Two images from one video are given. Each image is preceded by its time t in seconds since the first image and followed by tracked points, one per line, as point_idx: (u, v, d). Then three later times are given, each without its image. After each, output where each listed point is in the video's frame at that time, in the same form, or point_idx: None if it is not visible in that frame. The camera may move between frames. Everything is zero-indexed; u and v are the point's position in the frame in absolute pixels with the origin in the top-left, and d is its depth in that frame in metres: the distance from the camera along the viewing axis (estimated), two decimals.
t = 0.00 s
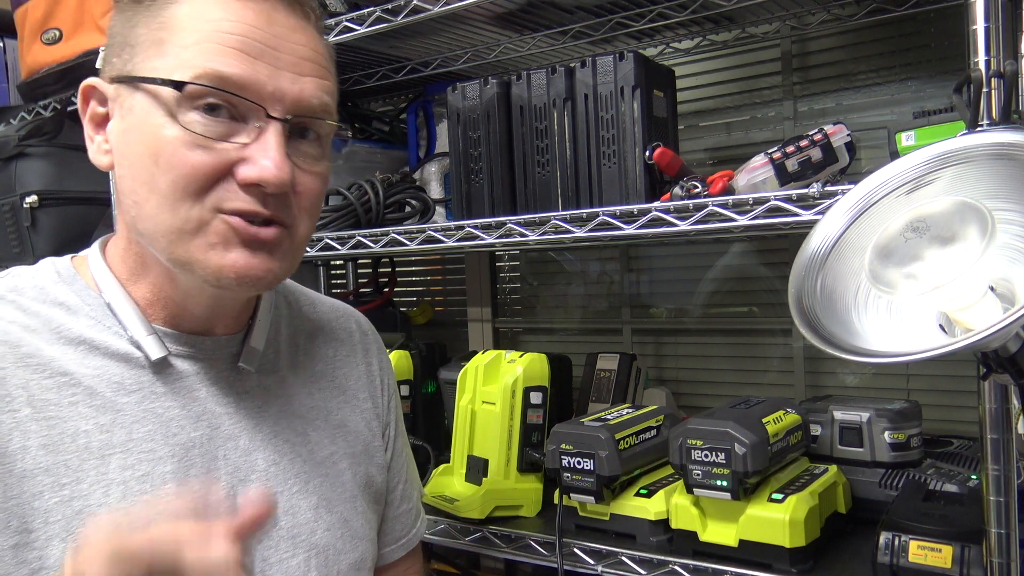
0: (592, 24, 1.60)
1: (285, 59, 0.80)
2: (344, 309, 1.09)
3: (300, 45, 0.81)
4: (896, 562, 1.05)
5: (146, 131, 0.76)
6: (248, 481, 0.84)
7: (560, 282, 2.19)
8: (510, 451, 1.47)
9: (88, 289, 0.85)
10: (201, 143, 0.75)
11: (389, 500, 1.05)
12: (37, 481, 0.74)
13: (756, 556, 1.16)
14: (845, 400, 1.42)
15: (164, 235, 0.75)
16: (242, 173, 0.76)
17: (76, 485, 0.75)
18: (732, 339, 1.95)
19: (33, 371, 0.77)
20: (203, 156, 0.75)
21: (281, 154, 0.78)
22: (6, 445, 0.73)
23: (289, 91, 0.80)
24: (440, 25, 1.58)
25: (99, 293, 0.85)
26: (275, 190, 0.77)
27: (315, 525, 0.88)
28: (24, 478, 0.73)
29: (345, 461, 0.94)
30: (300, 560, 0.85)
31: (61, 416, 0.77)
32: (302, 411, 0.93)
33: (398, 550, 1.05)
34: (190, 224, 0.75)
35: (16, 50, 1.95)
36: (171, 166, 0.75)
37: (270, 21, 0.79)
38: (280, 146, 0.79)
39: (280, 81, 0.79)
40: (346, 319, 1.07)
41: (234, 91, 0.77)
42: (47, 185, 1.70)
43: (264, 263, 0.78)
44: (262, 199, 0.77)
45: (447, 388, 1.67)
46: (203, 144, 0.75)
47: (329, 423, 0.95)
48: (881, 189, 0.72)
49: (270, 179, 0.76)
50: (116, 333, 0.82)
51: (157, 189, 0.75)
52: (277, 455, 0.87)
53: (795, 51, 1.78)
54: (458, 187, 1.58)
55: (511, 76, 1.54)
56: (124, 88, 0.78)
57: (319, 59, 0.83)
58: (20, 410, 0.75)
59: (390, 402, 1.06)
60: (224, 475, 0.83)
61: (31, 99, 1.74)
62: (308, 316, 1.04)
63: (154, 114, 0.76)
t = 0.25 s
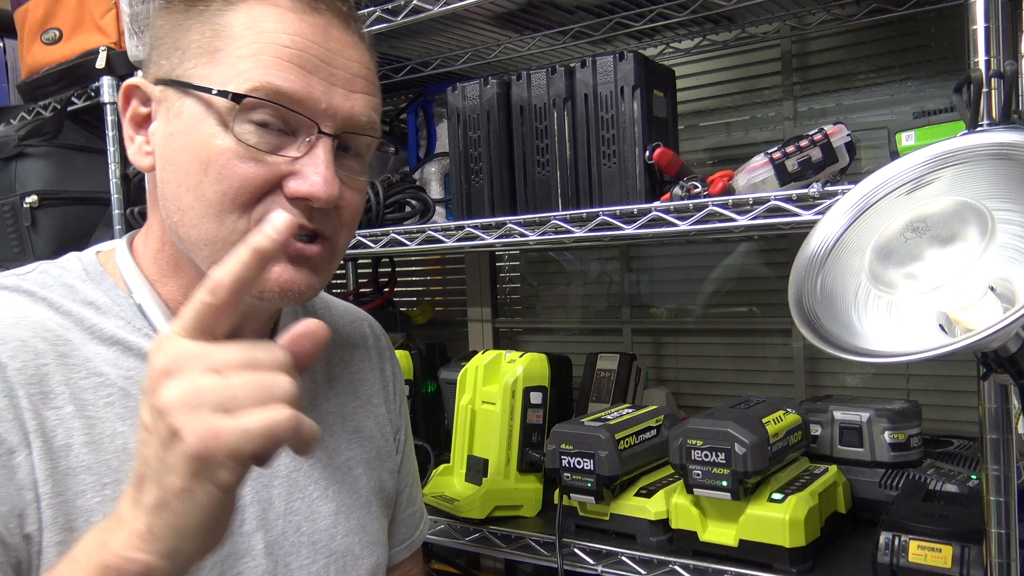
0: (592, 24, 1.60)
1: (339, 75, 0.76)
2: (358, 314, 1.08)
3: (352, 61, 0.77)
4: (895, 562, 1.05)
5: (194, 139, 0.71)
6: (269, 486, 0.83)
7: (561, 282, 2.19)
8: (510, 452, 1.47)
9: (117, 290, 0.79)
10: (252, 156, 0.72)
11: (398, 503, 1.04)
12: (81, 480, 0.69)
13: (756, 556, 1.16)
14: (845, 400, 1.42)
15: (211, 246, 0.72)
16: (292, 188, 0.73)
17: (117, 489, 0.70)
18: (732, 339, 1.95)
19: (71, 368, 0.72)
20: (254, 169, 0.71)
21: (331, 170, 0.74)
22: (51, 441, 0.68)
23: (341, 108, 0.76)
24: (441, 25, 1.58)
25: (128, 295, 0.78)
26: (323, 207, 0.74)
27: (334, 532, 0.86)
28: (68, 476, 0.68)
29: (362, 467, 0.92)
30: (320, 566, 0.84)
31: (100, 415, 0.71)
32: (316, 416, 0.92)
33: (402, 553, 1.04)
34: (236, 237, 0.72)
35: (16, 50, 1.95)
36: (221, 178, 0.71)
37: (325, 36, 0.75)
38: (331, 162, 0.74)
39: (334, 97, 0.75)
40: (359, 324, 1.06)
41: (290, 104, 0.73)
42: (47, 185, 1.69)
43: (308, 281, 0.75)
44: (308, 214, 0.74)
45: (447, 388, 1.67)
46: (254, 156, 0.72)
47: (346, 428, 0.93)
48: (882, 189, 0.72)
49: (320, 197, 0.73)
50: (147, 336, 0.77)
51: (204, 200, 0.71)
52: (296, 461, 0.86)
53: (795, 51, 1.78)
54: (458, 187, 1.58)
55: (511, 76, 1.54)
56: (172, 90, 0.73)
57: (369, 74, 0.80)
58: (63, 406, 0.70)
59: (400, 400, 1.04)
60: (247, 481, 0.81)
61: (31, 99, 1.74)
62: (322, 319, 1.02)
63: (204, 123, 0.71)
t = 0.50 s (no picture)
0: (592, 24, 1.60)
1: (370, 79, 0.79)
2: (373, 320, 1.08)
3: (385, 66, 0.80)
4: (895, 562, 1.05)
5: (224, 135, 0.76)
6: (290, 488, 0.83)
7: (561, 281, 2.19)
8: (510, 452, 1.47)
9: (144, 284, 0.83)
10: (278, 153, 0.76)
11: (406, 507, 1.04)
12: (107, 478, 0.71)
13: (755, 556, 1.17)
14: (845, 400, 1.42)
15: (226, 240, 0.76)
16: (313, 187, 0.77)
17: (142, 485, 0.73)
18: (732, 339, 1.95)
19: (99, 367, 0.75)
20: (278, 166, 0.76)
21: (354, 171, 0.78)
22: (79, 440, 0.71)
23: (369, 111, 0.79)
24: (442, 26, 1.58)
25: (155, 289, 0.83)
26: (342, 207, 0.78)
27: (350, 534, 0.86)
28: (95, 475, 0.71)
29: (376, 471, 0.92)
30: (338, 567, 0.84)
31: (125, 414, 0.75)
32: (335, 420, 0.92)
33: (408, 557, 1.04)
34: (253, 231, 0.76)
35: (16, 50, 1.94)
36: (245, 173, 0.75)
37: (360, 40, 0.79)
38: (355, 163, 0.78)
39: (362, 100, 0.79)
40: (375, 329, 1.06)
41: (319, 103, 0.77)
42: (47, 185, 1.69)
43: (320, 278, 0.79)
44: (326, 213, 0.78)
45: (447, 388, 1.67)
46: (280, 153, 0.76)
47: (361, 432, 0.94)
48: (882, 189, 0.73)
49: (340, 196, 0.77)
50: (171, 332, 0.81)
51: (227, 193, 0.76)
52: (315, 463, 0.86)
53: (795, 51, 1.78)
54: (458, 187, 1.58)
55: (511, 76, 1.54)
56: (210, 88, 0.78)
57: (400, 82, 0.83)
58: (91, 404, 0.73)
59: (411, 409, 1.06)
60: (269, 481, 0.82)
61: (31, 99, 1.74)
62: (340, 324, 1.03)
63: (235, 119, 0.76)
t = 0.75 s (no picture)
0: (592, 24, 1.60)
1: (365, 70, 0.80)
2: (382, 319, 1.08)
3: (379, 57, 0.81)
4: (896, 562, 1.05)
5: (220, 129, 0.76)
6: (292, 489, 0.83)
7: (561, 281, 2.19)
8: (510, 452, 1.47)
9: (143, 285, 0.83)
10: (274, 145, 0.76)
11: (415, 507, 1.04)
12: (92, 486, 0.71)
13: (755, 556, 1.17)
14: (846, 400, 1.42)
15: (225, 234, 0.76)
16: (311, 178, 0.76)
17: (130, 492, 0.72)
18: (732, 339, 1.95)
19: (89, 371, 0.74)
20: (275, 158, 0.75)
21: (351, 162, 0.78)
22: (61, 448, 0.70)
23: (366, 102, 0.80)
24: (441, 26, 1.58)
25: (153, 290, 0.83)
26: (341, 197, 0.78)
27: (353, 535, 0.87)
28: (80, 483, 0.70)
29: (382, 472, 0.93)
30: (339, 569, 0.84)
31: (116, 419, 0.74)
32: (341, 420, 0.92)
33: (419, 557, 1.05)
34: (251, 224, 0.76)
35: (16, 50, 1.94)
36: (241, 166, 0.75)
37: (354, 31, 0.79)
38: (352, 154, 0.78)
39: (358, 92, 0.79)
40: (383, 329, 1.06)
41: (314, 94, 0.77)
42: (46, 185, 1.69)
43: (321, 269, 0.78)
44: (325, 205, 0.78)
45: (447, 389, 1.67)
46: (276, 146, 0.76)
47: (367, 433, 0.94)
48: (882, 189, 0.73)
49: (339, 187, 0.76)
50: (169, 332, 0.81)
51: (224, 188, 0.76)
52: (320, 463, 0.86)
53: (795, 51, 1.78)
54: (458, 187, 1.58)
55: (511, 76, 1.54)
56: (205, 84, 0.78)
57: (395, 73, 0.83)
58: (76, 412, 0.72)
59: (421, 408, 1.05)
60: (270, 482, 0.81)
61: (31, 99, 1.75)
62: (347, 323, 1.03)
63: (230, 114, 0.76)
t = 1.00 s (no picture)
0: (592, 24, 1.60)
1: (337, 63, 0.80)
2: (379, 315, 1.08)
3: (351, 49, 0.81)
4: (896, 562, 1.05)
5: (192, 127, 0.77)
6: (276, 487, 0.83)
7: (561, 281, 2.19)
8: (510, 452, 1.47)
9: (122, 287, 0.84)
10: (247, 141, 0.76)
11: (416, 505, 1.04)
12: (61, 485, 0.71)
13: (755, 556, 1.16)
14: (846, 400, 1.42)
15: (202, 232, 0.76)
16: (285, 173, 0.77)
17: (100, 490, 0.72)
18: (732, 339, 1.95)
19: (60, 372, 0.75)
20: (248, 154, 0.76)
21: (324, 155, 0.78)
22: (28, 447, 0.70)
23: (338, 95, 0.80)
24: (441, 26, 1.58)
25: (133, 291, 0.84)
26: (317, 191, 0.78)
27: (343, 532, 0.86)
28: (49, 482, 0.71)
29: (374, 469, 0.92)
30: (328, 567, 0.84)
31: (88, 417, 0.74)
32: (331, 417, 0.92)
33: (422, 554, 1.05)
34: (228, 221, 0.76)
35: (16, 50, 1.95)
36: (215, 164, 0.75)
37: (324, 24, 0.79)
38: (325, 148, 0.79)
39: (330, 85, 0.79)
40: (378, 325, 1.07)
41: (285, 89, 0.77)
42: (46, 185, 1.69)
43: (299, 264, 0.78)
44: (301, 199, 0.78)
45: (447, 389, 1.67)
46: (249, 142, 0.76)
47: (358, 430, 0.94)
48: (882, 189, 0.73)
49: (313, 181, 0.77)
50: (146, 331, 0.82)
51: (199, 186, 0.76)
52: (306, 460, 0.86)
53: (795, 51, 1.78)
54: (458, 187, 1.58)
55: (511, 76, 1.54)
56: (176, 83, 0.79)
57: (369, 65, 0.84)
58: (46, 412, 0.73)
59: (421, 402, 1.04)
60: (252, 480, 0.81)
61: (31, 99, 1.74)
62: (340, 321, 1.04)
63: (202, 111, 0.76)
